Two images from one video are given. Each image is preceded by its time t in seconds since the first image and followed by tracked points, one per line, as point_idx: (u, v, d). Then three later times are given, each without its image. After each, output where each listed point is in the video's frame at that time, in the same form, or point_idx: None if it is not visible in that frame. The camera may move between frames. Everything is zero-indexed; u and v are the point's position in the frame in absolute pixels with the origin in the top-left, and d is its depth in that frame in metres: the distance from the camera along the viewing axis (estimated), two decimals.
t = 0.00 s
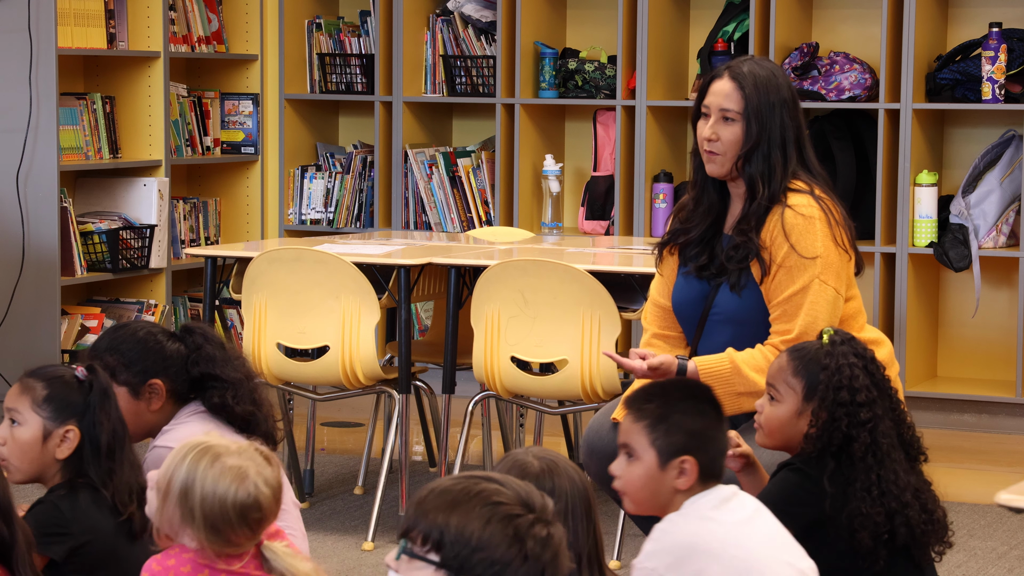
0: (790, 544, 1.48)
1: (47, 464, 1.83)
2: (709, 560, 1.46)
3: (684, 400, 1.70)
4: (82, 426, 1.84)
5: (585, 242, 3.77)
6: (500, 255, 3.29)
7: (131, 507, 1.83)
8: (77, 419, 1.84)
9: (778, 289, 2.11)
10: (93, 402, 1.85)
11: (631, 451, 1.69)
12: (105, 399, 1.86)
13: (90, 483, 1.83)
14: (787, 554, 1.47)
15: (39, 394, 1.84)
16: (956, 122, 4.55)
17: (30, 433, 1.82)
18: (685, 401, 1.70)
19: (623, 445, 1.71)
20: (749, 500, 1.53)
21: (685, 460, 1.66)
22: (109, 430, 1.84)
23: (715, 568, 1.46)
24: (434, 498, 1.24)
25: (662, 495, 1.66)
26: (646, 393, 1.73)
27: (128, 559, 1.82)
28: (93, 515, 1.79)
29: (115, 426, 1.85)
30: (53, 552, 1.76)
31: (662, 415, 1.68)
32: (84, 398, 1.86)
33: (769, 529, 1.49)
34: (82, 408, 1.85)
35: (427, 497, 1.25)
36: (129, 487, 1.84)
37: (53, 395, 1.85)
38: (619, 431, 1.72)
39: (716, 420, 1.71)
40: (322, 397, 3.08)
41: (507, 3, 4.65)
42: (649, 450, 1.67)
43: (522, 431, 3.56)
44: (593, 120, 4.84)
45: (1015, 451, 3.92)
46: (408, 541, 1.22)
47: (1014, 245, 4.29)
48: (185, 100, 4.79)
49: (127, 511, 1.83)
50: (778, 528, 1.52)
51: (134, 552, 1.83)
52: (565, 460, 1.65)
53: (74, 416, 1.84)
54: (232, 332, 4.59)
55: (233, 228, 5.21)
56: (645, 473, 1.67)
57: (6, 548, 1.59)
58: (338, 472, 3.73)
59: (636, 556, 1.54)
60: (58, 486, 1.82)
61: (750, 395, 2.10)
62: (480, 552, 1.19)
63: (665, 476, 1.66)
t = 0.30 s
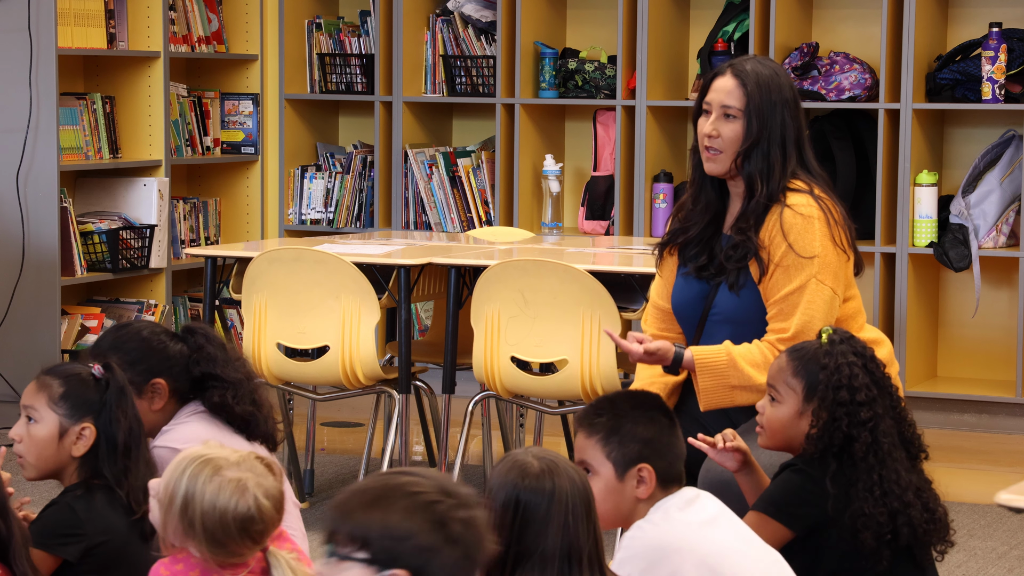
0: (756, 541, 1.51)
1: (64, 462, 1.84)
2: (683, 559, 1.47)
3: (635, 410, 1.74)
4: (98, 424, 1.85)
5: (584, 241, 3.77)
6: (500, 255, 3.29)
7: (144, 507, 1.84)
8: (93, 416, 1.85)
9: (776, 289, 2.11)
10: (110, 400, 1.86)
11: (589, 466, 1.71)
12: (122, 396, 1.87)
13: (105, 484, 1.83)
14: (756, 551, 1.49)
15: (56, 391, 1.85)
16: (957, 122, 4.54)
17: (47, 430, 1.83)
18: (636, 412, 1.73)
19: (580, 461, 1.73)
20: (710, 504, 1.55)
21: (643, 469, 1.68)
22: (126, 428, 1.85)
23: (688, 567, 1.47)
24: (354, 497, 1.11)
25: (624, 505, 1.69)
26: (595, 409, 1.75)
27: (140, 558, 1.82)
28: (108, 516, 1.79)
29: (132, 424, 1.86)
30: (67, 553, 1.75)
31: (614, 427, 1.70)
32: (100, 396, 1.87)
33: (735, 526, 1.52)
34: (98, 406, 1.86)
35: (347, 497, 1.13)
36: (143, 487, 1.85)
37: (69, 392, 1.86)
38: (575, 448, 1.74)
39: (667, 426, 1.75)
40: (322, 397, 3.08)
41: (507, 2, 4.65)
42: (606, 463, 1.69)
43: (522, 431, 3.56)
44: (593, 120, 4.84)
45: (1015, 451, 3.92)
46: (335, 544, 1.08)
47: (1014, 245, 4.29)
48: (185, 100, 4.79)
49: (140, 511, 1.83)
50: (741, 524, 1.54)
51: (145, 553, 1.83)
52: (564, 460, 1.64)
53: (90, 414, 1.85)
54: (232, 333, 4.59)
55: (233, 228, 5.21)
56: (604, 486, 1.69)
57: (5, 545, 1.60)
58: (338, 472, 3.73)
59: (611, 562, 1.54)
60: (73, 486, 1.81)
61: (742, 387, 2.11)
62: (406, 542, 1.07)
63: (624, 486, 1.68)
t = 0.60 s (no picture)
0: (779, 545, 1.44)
1: (61, 461, 1.84)
2: (702, 558, 1.42)
3: (665, 402, 1.72)
4: (96, 424, 1.85)
5: (584, 242, 3.77)
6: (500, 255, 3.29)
7: (143, 506, 1.83)
8: (91, 416, 1.85)
9: (772, 290, 2.11)
10: (108, 400, 1.86)
11: (615, 455, 1.70)
12: (121, 396, 1.87)
13: (103, 484, 1.82)
14: (776, 553, 1.42)
15: (54, 391, 1.85)
16: (957, 122, 4.54)
17: (43, 430, 1.82)
18: (666, 404, 1.72)
19: (605, 449, 1.72)
20: (734, 502, 1.48)
21: (670, 461, 1.67)
22: (125, 429, 1.85)
23: (709, 568, 1.41)
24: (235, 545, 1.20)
25: (647, 497, 1.67)
26: (626, 397, 1.74)
27: (138, 559, 1.82)
28: (106, 515, 1.79)
29: (131, 424, 1.86)
30: (66, 552, 1.75)
31: (644, 417, 1.69)
32: (98, 396, 1.87)
33: (759, 527, 1.45)
34: (96, 407, 1.86)
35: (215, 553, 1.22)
36: (141, 486, 1.84)
37: (68, 392, 1.85)
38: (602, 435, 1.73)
39: (696, 419, 1.73)
40: (322, 398, 3.08)
41: (506, 2, 4.65)
42: (633, 453, 1.67)
43: (522, 431, 3.56)
44: (593, 120, 4.84)
45: (1015, 451, 3.92)
46: None
47: (1014, 245, 4.29)
48: (185, 100, 4.79)
49: (138, 510, 1.82)
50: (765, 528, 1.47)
51: (141, 552, 1.83)
52: (565, 461, 1.65)
53: (87, 414, 1.85)
54: (232, 332, 4.59)
55: (233, 228, 5.21)
56: (630, 475, 1.67)
57: (5, 546, 1.60)
58: (338, 472, 3.73)
59: (630, 559, 1.50)
60: (71, 486, 1.81)
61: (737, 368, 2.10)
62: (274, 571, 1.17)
63: (650, 477, 1.67)
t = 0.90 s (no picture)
0: (824, 552, 1.49)
1: (42, 465, 1.83)
2: (747, 557, 1.47)
3: (734, 394, 1.72)
4: (75, 426, 1.84)
5: (585, 242, 3.77)
6: (500, 255, 3.29)
7: (128, 505, 1.82)
8: (71, 419, 1.84)
9: (771, 292, 2.11)
10: (87, 402, 1.85)
11: (677, 441, 1.71)
12: (99, 398, 1.86)
13: (86, 482, 1.82)
14: (820, 561, 1.47)
15: (33, 395, 1.85)
16: (956, 122, 4.55)
17: (24, 434, 1.82)
18: (735, 397, 1.72)
19: (666, 434, 1.73)
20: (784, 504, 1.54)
21: (731, 454, 1.67)
22: (104, 429, 1.84)
23: (752, 567, 1.46)
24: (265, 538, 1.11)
25: (703, 488, 1.69)
26: (695, 384, 1.73)
27: (123, 556, 1.82)
28: (90, 514, 1.79)
29: (110, 424, 1.85)
30: (52, 551, 1.76)
31: (711, 407, 1.69)
32: (77, 398, 1.86)
33: (807, 532, 1.49)
34: (75, 409, 1.85)
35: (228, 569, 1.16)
36: (124, 485, 1.83)
37: (46, 396, 1.85)
38: (664, 421, 1.74)
39: (762, 415, 1.72)
40: (322, 398, 3.08)
41: (507, 2, 4.65)
42: (696, 441, 1.68)
43: (522, 430, 3.56)
44: (593, 120, 4.84)
45: (1015, 451, 3.92)
46: None
47: (1014, 245, 4.29)
48: (185, 100, 4.79)
49: (123, 509, 1.82)
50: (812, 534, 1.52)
51: (129, 551, 1.83)
52: (568, 461, 1.65)
53: (67, 416, 1.84)
54: (232, 332, 4.59)
55: (233, 228, 5.21)
56: (689, 463, 1.69)
57: (5, 548, 1.60)
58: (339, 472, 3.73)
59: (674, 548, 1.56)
60: (54, 486, 1.82)
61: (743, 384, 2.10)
62: (315, 554, 1.08)
63: (710, 468, 1.68)
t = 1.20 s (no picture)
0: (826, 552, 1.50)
1: (44, 465, 1.83)
2: (750, 555, 1.48)
3: (738, 391, 1.71)
4: (78, 427, 1.84)
5: (585, 242, 3.77)
6: (500, 255, 3.29)
7: (128, 506, 1.82)
8: (73, 420, 1.84)
9: (775, 292, 2.11)
10: (88, 403, 1.85)
11: (679, 441, 1.71)
12: (100, 398, 1.86)
13: (87, 483, 1.82)
14: (821, 561, 1.48)
15: (35, 396, 1.84)
16: (956, 122, 4.55)
17: (26, 435, 1.82)
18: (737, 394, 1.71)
19: (669, 435, 1.73)
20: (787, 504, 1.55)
21: (734, 452, 1.66)
22: (105, 430, 1.84)
23: (756, 565, 1.47)
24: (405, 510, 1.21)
25: (707, 486, 1.68)
26: (698, 384, 1.74)
27: (126, 557, 1.82)
28: (91, 515, 1.79)
29: (111, 425, 1.85)
30: (51, 550, 1.77)
31: (712, 405, 1.69)
32: (79, 399, 1.86)
33: (810, 532, 1.51)
34: (77, 410, 1.85)
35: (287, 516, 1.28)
36: (125, 486, 1.84)
37: (49, 396, 1.85)
38: (667, 421, 1.74)
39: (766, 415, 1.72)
40: (322, 398, 3.08)
41: (507, 2, 4.65)
42: (699, 439, 1.68)
43: (522, 431, 3.56)
44: (593, 120, 4.84)
45: (1015, 451, 3.91)
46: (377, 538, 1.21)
47: (1014, 245, 4.29)
48: (185, 100, 4.79)
49: (123, 511, 1.82)
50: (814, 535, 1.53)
51: (130, 550, 1.83)
52: (566, 461, 1.65)
53: (69, 417, 1.84)
54: (232, 332, 4.59)
55: (233, 228, 5.21)
56: (693, 463, 1.68)
57: (5, 549, 1.60)
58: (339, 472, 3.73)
59: (677, 546, 1.56)
60: (55, 486, 1.82)
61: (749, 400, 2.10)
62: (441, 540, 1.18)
63: (712, 467, 1.67)
